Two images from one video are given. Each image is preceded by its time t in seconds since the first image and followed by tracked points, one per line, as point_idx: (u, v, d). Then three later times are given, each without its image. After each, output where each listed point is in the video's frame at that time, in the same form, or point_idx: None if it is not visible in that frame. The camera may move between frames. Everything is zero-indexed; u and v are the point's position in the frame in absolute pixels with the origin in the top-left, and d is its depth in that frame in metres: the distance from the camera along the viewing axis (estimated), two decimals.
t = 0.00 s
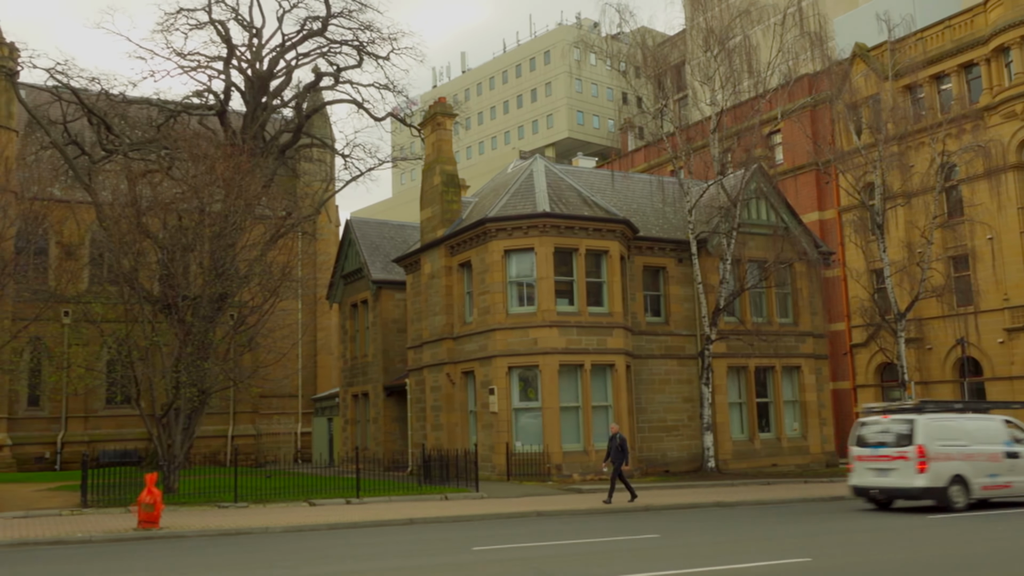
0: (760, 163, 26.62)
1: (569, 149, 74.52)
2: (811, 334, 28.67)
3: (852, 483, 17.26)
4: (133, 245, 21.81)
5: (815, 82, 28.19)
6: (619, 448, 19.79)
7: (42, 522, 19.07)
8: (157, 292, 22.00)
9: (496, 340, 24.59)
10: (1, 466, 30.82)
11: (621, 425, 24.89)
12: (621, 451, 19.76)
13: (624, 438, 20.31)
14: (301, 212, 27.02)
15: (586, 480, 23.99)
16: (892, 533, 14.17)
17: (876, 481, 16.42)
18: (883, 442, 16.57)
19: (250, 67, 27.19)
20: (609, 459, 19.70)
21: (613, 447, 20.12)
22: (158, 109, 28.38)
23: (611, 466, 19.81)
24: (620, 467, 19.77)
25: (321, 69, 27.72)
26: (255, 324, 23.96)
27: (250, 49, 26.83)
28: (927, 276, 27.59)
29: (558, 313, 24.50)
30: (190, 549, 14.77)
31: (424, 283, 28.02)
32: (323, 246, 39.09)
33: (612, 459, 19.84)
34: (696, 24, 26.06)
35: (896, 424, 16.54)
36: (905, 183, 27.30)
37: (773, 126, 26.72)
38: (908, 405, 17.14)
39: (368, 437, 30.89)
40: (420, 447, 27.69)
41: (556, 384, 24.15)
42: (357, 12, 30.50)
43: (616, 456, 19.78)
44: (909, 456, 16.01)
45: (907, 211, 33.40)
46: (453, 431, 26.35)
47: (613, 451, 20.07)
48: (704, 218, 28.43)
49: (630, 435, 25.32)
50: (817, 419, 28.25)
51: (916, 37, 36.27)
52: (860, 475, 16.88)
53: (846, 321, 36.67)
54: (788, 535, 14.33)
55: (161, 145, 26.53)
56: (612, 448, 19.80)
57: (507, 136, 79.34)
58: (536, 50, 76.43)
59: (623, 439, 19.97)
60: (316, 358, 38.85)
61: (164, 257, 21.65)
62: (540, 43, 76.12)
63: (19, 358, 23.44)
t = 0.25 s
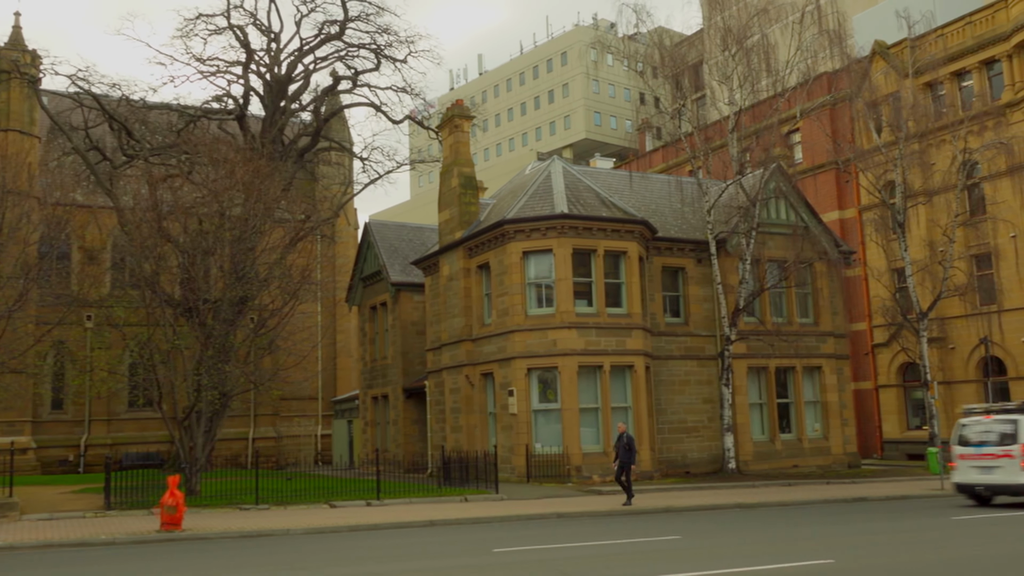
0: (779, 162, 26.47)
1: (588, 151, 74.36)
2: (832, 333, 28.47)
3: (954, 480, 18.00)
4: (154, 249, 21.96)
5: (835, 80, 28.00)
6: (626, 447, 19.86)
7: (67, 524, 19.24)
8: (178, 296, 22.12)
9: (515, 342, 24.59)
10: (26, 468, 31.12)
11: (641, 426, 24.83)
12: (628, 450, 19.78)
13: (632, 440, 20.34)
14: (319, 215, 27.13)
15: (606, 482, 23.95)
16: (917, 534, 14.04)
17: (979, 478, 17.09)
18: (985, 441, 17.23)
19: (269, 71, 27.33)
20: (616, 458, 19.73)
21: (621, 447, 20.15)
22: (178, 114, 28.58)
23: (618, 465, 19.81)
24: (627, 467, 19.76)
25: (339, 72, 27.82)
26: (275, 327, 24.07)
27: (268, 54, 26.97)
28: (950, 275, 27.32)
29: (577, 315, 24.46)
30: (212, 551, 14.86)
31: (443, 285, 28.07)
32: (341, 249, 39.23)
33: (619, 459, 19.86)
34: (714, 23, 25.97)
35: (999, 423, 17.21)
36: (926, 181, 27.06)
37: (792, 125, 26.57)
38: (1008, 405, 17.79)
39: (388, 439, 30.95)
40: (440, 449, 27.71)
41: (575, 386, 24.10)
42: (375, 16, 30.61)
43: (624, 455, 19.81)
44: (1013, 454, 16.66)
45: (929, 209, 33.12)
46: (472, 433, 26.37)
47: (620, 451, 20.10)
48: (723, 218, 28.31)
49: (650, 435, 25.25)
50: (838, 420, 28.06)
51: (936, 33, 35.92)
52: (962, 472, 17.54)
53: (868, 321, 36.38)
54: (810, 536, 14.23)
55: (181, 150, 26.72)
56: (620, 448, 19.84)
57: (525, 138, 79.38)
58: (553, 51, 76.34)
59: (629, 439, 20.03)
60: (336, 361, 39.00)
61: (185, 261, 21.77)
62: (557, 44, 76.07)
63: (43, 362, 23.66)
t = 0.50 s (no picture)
0: (798, 161, 26.33)
1: (605, 151, 74.23)
2: (853, 333, 28.28)
3: None
4: (175, 252, 22.12)
5: (854, 79, 27.83)
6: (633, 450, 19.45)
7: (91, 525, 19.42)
8: (198, 299, 22.39)
9: (534, 343, 24.57)
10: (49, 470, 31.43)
11: (661, 426, 24.75)
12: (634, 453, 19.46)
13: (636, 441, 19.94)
14: (338, 217, 27.22)
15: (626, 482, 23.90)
16: (942, 535, 13.90)
17: None
18: None
19: (287, 74, 27.48)
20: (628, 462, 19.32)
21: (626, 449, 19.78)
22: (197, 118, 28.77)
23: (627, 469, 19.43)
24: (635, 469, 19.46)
25: (357, 75, 27.93)
26: (294, 329, 24.18)
27: (287, 57, 27.11)
28: (972, 273, 27.05)
29: (596, 315, 24.43)
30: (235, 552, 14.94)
31: (461, 287, 28.09)
32: (360, 251, 39.36)
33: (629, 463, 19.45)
34: (731, 22, 25.87)
35: None
36: (947, 179, 26.82)
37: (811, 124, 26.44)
38: None
39: (407, 440, 31.03)
40: (459, 450, 27.74)
41: (594, 386, 24.06)
42: (392, 18, 30.71)
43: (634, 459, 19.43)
44: None
45: (950, 207, 32.84)
46: (492, 434, 26.37)
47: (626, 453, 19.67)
48: (742, 218, 28.19)
49: (670, 436, 25.16)
50: (860, 420, 27.86)
51: (957, 30, 35.60)
52: None
53: (888, 320, 36.12)
54: (832, 536, 14.15)
55: (201, 153, 26.89)
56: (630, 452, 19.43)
57: (542, 139, 79.39)
58: (569, 52, 76.29)
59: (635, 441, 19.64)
60: (355, 362, 39.13)
61: (206, 263, 21.90)
62: (573, 45, 76.01)
63: (67, 365, 23.87)
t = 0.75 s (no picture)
0: (817, 160, 26.20)
1: (622, 151, 74.11)
2: (873, 332, 28.08)
3: None
4: (195, 255, 22.27)
5: (873, 76, 27.65)
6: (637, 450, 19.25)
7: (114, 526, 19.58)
8: (219, 301, 22.21)
9: (552, 344, 24.56)
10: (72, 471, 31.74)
11: (680, 427, 24.66)
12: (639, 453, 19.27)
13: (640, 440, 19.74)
14: (356, 219, 27.31)
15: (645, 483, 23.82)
16: (966, 535, 13.77)
17: None
18: None
19: (305, 77, 27.60)
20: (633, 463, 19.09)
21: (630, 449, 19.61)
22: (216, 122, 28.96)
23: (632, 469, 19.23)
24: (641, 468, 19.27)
25: (374, 77, 28.03)
26: (313, 331, 24.28)
27: (304, 60, 27.24)
28: (994, 271, 26.80)
29: (614, 316, 24.39)
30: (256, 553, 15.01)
31: (479, 288, 28.12)
32: (378, 252, 39.48)
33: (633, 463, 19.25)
34: (749, 20, 25.76)
35: None
36: (968, 176, 26.59)
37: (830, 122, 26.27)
38: None
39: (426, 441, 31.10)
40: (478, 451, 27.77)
41: (612, 387, 24.01)
42: (408, 21, 30.80)
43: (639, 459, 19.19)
44: None
45: (971, 205, 32.56)
46: (510, 435, 26.37)
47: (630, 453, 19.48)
48: (761, 217, 28.07)
49: (689, 437, 25.07)
50: (881, 420, 27.66)
51: (977, 26, 35.30)
52: None
53: (909, 319, 35.85)
54: (854, 537, 14.07)
55: (220, 157, 27.05)
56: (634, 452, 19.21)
57: (559, 139, 79.38)
58: (586, 52, 76.21)
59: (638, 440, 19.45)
60: (373, 364, 39.23)
61: (225, 266, 21.93)
62: (589, 45, 75.94)
63: (89, 367, 24.09)
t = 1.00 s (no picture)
0: (837, 160, 26.04)
1: (639, 151, 73.95)
2: (893, 333, 27.89)
3: None
4: (214, 255, 22.42)
5: (894, 75, 27.44)
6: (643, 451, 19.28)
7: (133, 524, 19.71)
8: (238, 300, 22.49)
9: (570, 344, 24.53)
10: (93, 470, 31.99)
11: (698, 428, 24.58)
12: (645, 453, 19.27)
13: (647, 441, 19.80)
14: (374, 219, 27.37)
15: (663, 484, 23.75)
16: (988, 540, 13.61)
17: None
18: None
19: (323, 78, 27.70)
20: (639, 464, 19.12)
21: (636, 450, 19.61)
22: (236, 123, 29.12)
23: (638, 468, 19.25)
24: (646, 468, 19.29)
25: (391, 78, 28.09)
26: (332, 330, 24.37)
27: (322, 61, 27.34)
28: (1016, 272, 26.53)
29: (632, 316, 24.33)
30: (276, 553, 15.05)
31: (496, 288, 28.13)
32: (395, 252, 39.57)
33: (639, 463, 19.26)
34: (767, 19, 25.64)
35: None
36: (990, 176, 26.34)
37: (849, 122, 26.12)
38: None
39: (443, 441, 31.14)
40: (495, 451, 27.78)
41: (630, 387, 23.95)
42: (426, 21, 30.85)
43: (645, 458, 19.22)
44: None
45: (993, 205, 32.28)
46: (528, 435, 26.36)
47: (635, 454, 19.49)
48: (780, 217, 27.94)
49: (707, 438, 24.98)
50: (901, 421, 27.47)
51: (999, 24, 34.98)
52: None
53: (930, 320, 35.58)
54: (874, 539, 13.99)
55: (239, 158, 27.19)
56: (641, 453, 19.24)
57: (576, 139, 79.34)
58: (603, 52, 76.10)
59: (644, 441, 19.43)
60: (391, 364, 39.32)
61: (244, 266, 22.21)
62: (607, 45, 75.84)
63: (110, 367, 24.27)
